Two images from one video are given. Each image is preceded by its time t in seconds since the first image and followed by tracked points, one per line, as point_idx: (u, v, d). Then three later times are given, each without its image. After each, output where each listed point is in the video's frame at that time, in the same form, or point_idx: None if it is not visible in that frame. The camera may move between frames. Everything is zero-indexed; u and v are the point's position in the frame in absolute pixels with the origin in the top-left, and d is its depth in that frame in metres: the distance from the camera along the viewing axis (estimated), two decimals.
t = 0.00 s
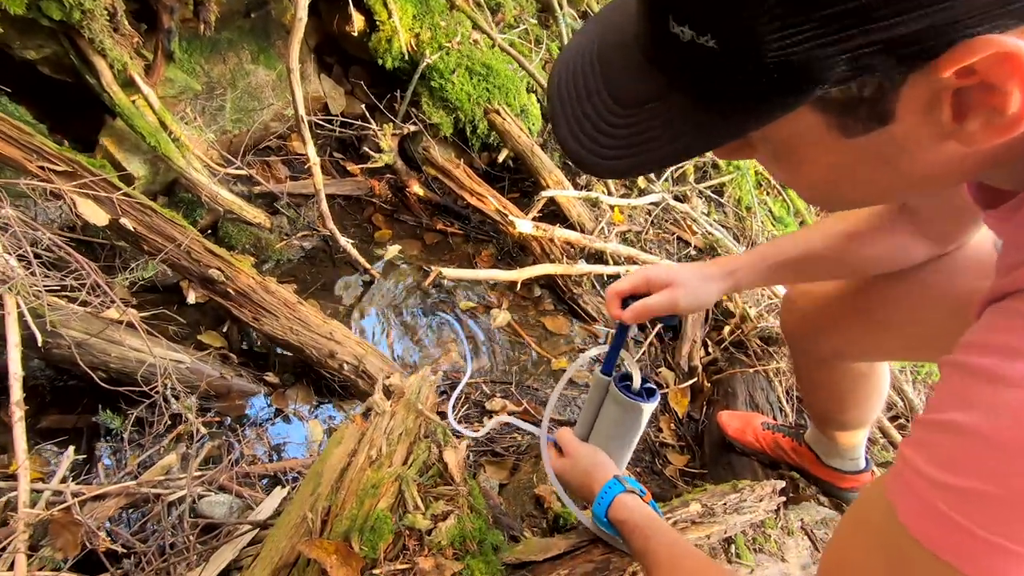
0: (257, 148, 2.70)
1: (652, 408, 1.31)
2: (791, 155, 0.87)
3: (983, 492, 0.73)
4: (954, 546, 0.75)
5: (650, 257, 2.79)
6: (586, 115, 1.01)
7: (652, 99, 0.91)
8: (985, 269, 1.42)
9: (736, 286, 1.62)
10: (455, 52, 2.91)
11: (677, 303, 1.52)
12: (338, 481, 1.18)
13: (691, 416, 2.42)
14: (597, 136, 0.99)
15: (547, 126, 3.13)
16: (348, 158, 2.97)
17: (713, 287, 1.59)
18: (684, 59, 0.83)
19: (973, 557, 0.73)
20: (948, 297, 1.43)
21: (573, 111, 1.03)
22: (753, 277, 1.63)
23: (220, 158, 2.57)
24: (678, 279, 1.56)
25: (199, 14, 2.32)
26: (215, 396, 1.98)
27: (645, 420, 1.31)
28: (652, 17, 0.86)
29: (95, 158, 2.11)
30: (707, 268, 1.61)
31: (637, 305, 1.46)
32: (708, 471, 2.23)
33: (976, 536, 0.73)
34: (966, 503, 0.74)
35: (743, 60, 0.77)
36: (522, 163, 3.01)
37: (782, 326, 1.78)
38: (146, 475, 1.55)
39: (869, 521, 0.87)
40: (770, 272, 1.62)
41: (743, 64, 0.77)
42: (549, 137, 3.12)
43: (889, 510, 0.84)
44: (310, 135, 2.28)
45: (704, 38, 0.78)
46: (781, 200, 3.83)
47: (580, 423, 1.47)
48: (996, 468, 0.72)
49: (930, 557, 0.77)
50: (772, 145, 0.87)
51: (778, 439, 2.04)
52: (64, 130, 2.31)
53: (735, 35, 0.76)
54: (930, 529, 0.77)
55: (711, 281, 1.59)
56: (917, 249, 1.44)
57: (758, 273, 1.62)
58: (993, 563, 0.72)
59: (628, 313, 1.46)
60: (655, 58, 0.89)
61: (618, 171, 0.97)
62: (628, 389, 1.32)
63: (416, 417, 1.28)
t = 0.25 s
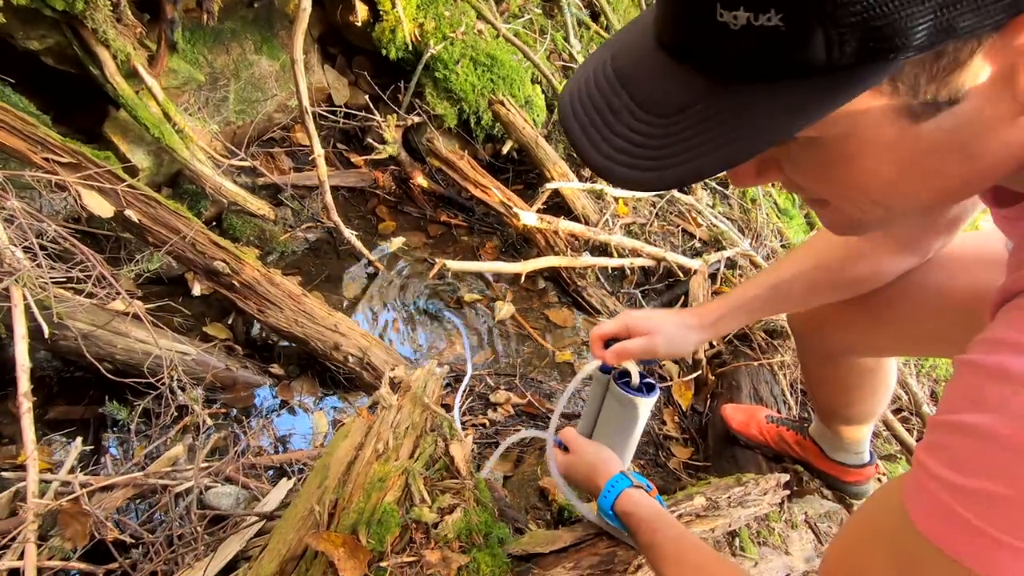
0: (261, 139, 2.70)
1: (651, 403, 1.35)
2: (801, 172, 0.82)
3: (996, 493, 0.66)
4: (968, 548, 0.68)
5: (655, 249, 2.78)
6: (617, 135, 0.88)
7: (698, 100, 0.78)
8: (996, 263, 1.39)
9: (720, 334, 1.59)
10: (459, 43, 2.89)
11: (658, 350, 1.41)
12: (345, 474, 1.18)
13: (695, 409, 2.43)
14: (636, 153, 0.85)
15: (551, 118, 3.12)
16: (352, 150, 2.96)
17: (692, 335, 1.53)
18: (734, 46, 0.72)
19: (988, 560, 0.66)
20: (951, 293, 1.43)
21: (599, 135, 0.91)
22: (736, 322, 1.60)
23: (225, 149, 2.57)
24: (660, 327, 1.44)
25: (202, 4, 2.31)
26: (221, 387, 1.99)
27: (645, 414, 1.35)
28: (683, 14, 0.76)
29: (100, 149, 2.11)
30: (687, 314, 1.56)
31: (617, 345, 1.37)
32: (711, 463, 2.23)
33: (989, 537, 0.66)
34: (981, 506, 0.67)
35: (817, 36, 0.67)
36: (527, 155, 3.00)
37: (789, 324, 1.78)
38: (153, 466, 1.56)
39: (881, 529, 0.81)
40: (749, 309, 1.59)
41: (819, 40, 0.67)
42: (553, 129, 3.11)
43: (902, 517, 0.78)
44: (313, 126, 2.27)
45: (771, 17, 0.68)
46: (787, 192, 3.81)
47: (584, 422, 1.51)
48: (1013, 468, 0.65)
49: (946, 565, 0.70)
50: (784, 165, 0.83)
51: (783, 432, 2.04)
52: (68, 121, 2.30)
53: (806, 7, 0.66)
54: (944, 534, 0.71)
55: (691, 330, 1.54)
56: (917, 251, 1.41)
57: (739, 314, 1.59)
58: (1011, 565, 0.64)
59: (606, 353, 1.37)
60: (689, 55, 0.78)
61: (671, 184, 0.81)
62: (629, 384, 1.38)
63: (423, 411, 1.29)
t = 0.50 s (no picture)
0: (264, 132, 2.69)
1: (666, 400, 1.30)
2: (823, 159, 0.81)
3: (992, 476, 0.65)
4: (966, 531, 0.67)
5: (658, 243, 2.78)
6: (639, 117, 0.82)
7: (733, 63, 0.74)
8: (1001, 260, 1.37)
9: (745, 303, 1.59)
10: (462, 35, 2.88)
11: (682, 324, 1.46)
12: (348, 468, 1.19)
13: (697, 403, 2.43)
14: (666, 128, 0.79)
15: (554, 111, 3.11)
16: (355, 142, 2.96)
17: (717, 304, 1.54)
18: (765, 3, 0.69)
19: (986, 542, 0.66)
20: (954, 292, 1.41)
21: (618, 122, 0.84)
22: (760, 292, 1.61)
23: (228, 142, 2.57)
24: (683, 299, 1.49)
25: None
26: (225, 380, 2.00)
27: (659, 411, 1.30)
28: None
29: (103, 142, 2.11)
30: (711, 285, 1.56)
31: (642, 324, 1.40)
32: (713, 457, 2.23)
33: (986, 519, 0.66)
34: (979, 489, 0.66)
35: None
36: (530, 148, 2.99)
37: (794, 315, 1.79)
38: (159, 458, 1.58)
39: (877, 512, 0.80)
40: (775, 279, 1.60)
41: None
42: (556, 122, 3.10)
43: (899, 500, 0.77)
44: (316, 119, 2.27)
45: None
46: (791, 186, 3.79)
47: (592, 412, 1.47)
48: (1012, 451, 0.64)
49: (942, 546, 0.70)
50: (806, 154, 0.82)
51: (784, 427, 2.05)
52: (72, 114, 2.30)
53: None
54: (941, 517, 0.70)
55: (716, 300, 1.55)
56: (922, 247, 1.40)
57: (763, 284, 1.60)
58: (1008, 546, 0.64)
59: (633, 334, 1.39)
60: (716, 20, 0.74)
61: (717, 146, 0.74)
62: (642, 380, 1.32)
63: (426, 404, 1.29)
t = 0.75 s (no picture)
0: (264, 126, 2.69)
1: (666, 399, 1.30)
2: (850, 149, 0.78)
3: (993, 478, 0.65)
4: (970, 534, 0.67)
5: (659, 238, 2.78)
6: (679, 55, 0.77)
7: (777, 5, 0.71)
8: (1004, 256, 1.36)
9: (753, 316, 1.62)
10: (463, 29, 2.87)
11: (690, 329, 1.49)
12: (348, 462, 1.20)
13: (698, 398, 2.43)
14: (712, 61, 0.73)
15: (555, 105, 3.10)
16: (355, 137, 2.96)
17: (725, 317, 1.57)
18: None
19: (989, 544, 0.65)
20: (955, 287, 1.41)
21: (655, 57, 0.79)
22: (769, 305, 1.64)
23: (228, 137, 2.56)
24: (693, 306, 1.51)
25: None
26: (226, 374, 2.00)
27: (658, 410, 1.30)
28: None
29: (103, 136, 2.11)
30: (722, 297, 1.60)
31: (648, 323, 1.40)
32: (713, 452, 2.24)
33: (989, 522, 0.65)
34: (981, 491, 0.66)
35: None
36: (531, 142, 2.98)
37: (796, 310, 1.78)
38: (160, 452, 1.59)
39: (880, 512, 0.80)
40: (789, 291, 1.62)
41: None
42: (557, 116, 3.09)
43: (905, 501, 0.76)
44: (316, 113, 2.26)
45: None
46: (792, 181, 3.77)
47: (591, 410, 1.48)
48: (1011, 452, 0.64)
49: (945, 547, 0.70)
50: (845, 141, 0.78)
51: (785, 422, 2.04)
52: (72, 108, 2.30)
53: None
54: (945, 519, 0.70)
55: (726, 311, 1.59)
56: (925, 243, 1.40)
57: (773, 298, 1.64)
58: (1010, 549, 0.64)
59: (636, 329, 1.40)
60: None
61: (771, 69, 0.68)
62: (644, 379, 1.31)
63: (426, 399, 1.29)
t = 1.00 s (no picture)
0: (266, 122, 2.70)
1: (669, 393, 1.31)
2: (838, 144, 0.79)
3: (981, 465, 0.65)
4: (959, 521, 0.68)
5: (660, 234, 2.78)
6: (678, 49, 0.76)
7: None
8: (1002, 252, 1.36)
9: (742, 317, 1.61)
10: (464, 25, 2.87)
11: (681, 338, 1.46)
12: (351, 455, 1.21)
13: (698, 393, 2.44)
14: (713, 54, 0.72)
15: (557, 101, 3.10)
16: (357, 133, 2.96)
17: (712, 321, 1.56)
18: None
19: (978, 531, 0.66)
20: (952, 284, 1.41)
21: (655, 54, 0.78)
22: (756, 308, 1.63)
23: (230, 133, 2.57)
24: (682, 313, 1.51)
25: None
26: (229, 369, 2.02)
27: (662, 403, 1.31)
28: None
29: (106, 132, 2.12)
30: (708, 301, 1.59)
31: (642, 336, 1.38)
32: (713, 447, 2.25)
33: (977, 509, 0.66)
34: (969, 479, 0.67)
35: None
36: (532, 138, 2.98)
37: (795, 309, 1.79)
38: (164, 446, 1.60)
39: (871, 502, 0.81)
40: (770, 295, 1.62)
41: None
42: (559, 113, 3.10)
43: (895, 490, 0.77)
44: (318, 109, 2.26)
45: None
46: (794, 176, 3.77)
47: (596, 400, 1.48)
48: (999, 439, 0.65)
49: (935, 535, 0.70)
50: (836, 137, 0.79)
51: (784, 418, 2.05)
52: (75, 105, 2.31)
53: None
54: (934, 508, 0.70)
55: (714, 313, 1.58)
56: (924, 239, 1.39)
57: (761, 300, 1.63)
58: (998, 535, 0.64)
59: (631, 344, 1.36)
60: None
61: (782, 53, 0.66)
62: (648, 372, 1.31)
63: (428, 394, 1.30)
